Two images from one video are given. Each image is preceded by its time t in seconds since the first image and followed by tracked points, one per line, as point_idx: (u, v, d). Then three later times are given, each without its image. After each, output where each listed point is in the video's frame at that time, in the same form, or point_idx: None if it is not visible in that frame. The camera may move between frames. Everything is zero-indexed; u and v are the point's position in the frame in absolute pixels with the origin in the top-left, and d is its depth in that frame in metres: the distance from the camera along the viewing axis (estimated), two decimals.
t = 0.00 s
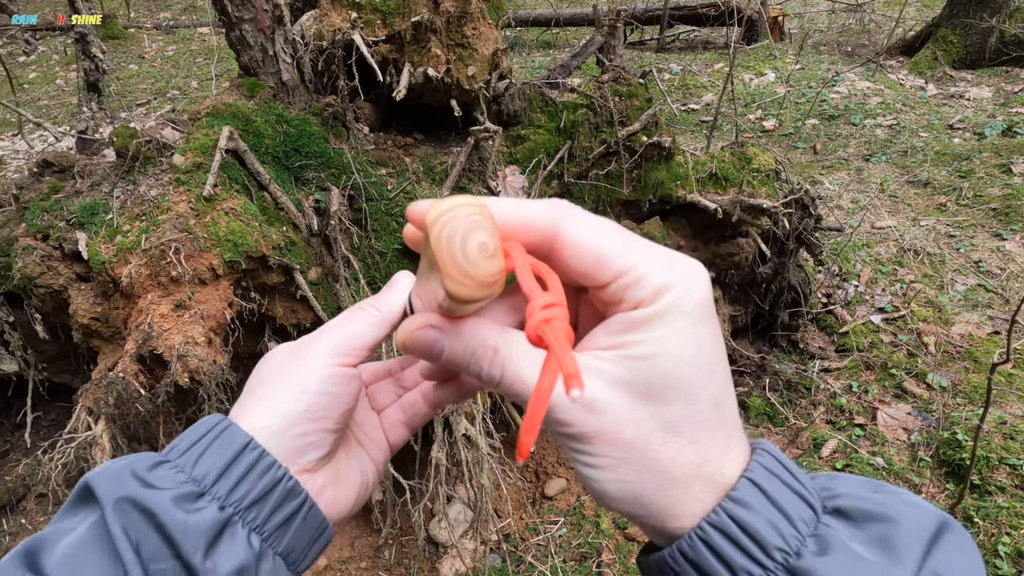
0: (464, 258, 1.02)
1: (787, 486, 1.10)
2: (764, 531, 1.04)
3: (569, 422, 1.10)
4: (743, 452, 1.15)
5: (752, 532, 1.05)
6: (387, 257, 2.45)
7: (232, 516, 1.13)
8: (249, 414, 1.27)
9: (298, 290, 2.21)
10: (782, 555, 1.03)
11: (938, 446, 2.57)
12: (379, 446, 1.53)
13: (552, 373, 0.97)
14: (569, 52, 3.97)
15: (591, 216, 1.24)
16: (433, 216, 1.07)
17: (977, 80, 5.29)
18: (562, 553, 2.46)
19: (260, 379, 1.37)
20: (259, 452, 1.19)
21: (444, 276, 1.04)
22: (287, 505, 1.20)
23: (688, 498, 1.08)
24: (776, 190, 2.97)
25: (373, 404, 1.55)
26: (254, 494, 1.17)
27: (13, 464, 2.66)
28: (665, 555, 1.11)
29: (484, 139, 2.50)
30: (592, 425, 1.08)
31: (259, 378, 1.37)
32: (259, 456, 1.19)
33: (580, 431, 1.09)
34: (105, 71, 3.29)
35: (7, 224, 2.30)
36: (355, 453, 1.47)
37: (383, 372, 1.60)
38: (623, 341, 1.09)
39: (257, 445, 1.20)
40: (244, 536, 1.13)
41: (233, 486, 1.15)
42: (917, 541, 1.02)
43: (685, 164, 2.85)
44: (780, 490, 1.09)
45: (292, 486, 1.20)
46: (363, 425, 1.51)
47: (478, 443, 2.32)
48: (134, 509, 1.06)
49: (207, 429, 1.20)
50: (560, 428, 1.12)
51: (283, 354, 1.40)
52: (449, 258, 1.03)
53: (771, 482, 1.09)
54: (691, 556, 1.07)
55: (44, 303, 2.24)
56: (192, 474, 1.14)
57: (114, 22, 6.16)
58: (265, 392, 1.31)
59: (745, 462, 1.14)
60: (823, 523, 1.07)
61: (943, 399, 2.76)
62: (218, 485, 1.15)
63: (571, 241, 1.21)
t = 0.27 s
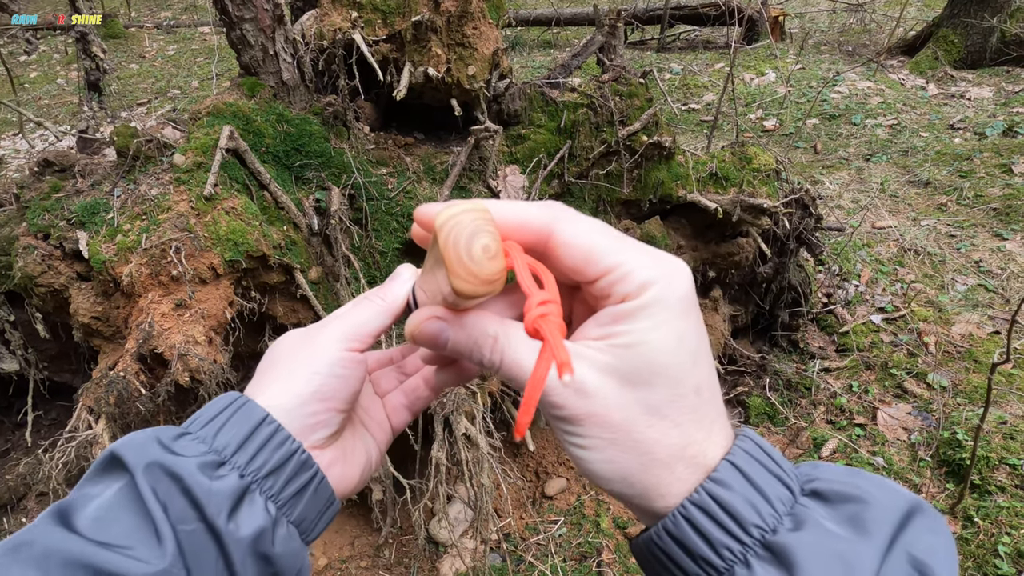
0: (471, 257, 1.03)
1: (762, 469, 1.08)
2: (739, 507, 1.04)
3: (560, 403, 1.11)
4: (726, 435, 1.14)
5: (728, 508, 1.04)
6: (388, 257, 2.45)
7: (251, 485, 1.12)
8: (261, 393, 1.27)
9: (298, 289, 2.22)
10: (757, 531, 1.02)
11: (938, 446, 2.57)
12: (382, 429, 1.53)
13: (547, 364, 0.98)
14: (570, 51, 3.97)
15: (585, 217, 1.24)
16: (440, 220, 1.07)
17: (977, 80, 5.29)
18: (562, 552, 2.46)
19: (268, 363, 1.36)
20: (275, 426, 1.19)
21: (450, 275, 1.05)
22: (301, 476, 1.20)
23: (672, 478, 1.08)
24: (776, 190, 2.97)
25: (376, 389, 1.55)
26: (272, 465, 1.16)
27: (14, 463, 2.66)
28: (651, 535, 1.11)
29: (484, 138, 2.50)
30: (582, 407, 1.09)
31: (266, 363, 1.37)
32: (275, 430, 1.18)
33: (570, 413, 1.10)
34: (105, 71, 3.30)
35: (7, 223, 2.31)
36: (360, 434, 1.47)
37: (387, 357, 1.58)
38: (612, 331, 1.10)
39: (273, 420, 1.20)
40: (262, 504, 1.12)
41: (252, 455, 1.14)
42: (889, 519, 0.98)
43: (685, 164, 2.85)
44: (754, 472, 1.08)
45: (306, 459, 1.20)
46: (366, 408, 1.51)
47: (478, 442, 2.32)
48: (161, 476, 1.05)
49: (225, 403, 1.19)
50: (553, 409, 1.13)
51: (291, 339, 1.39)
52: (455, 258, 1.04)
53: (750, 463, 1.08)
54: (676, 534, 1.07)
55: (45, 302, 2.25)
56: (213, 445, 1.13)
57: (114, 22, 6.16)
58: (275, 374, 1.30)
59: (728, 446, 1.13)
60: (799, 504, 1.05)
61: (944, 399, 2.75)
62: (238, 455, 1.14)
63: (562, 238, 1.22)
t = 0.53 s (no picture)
0: (473, 258, 1.03)
1: (750, 460, 1.08)
2: (728, 496, 1.04)
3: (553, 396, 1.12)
4: (716, 428, 1.15)
5: (718, 498, 1.04)
6: (389, 256, 2.44)
7: (257, 470, 1.13)
8: (264, 384, 1.27)
9: (300, 288, 2.22)
10: (745, 519, 1.02)
11: (940, 445, 2.57)
12: (382, 422, 1.53)
13: (544, 361, 0.98)
14: (571, 49, 3.97)
15: (579, 219, 1.25)
16: (443, 223, 1.08)
17: (980, 80, 5.28)
18: (563, 552, 2.46)
19: (270, 357, 1.37)
20: (281, 414, 1.20)
21: (452, 276, 1.05)
22: (305, 463, 1.20)
23: (663, 470, 1.09)
24: (778, 189, 2.97)
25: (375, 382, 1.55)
26: (277, 451, 1.17)
27: (16, 461, 2.66)
28: (644, 526, 1.11)
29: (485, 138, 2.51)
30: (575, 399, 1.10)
31: (268, 358, 1.37)
32: (281, 417, 1.19)
33: (564, 407, 1.11)
34: (107, 69, 3.30)
35: (9, 222, 2.31)
36: (360, 425, 1.47)
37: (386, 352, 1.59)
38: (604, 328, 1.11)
39: (278, 408, 1.20)
40: (268, 488, 1.13)
41: (258, 441, 1.15)
42: (875, 508, 0.98)
43: (687, 163, 2.85)
44: (741, 463, 1.07)
45: (309, 445, 1.21)
46: (366, 401, 1.51)
47: (479, 441, 2.32)
48: (172, 459, 1.05)
49: (230, 393, 1.20)
50: (547, 402, 1.14)
51: (292, 334, 1.40)
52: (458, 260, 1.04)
53: (740, 454, 1.08)
54: (668, 523, 1.07)
55: (47, 301, 2.25)
56: (220, 432, 1.13)
57: (116, 20, 6.16)
58: (277, 367, 1.31)
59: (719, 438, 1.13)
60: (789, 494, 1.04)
61: (945, 398, 2.75)
62: (245, 441, 1.14)
63: (556, 236, 1.22)
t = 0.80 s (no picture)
0: (619, 269, 1.01)
1: (786, 472, 1.06)
2: (766, 506, 1.02)
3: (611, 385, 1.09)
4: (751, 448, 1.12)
5: (756, 507, 1.02)
6: (392, 254, 2.42)
7: (252, 462, 1.07)
8: (246, 376, 1.20)
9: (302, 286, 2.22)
10: (781, 530, 1.00)
11: (943, 445, 2.56)
12: (357, 407, 1.49)
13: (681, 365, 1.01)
14: (574, 48, 3.96)
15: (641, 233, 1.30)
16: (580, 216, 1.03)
17: (983, 79, 5.27)
18: (565, 550, 2.46)
19: (244, 353, 1.29)
20: (271, 405, 1.14)
21: (592, 268, 1.00)
22: (301, 453, 1.15)
23: (712, 468, 1.06)
24: (781, 188, 2.97)
25: (343, 371, 1.50)
26: (272, 441, 1.11)
27: (20, 458, 2.67)
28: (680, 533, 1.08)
29: (488, 136, 2.51)
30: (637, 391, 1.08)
31: (239, 355, 1.30)
32: (271, 409, 1.13)
33: (621, 399, 1.08)
34: (111, 67, 3.31)
35: (13, 219, 2.32)
36: (341, 412, 1.42)
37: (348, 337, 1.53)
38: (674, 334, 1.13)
39: (268, 400, 1.15)
40: (264, 480, 1.07)
41: (252, 433, 1.09)
42: (907, 521, 0.98)
43: (690, 162, 2.85)
44: (779, 475, 1.05)
45: (303, 435, 1.15)
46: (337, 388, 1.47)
47: (482, 439, 2.32)
48: (162, 457, 0.99)
49: (217, 388, 1.14)
50: (602, 392, 1.11)
51: (259, 329, 1.33)
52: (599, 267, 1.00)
53: (778, 465, 1.07)
54: (703, 528, 1.05)
55: (51, 298, 2.25)
56: (211, 426, 1.07)
57: (119, 18, 6.18)
58: (256, 360, 1.24)
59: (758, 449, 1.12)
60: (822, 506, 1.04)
61: (948, 397, 2.75)
62: (237, 433, 1.08)
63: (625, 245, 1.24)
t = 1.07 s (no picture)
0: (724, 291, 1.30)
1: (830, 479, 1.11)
2: (805, 503, 1.08)
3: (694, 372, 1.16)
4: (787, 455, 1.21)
5: (796, 503, 1.08)
6: (394, 252, 2.44)
7: (232, 474, 1.08)
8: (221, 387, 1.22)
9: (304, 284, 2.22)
10: (819, 526, 1.06)
11: (945, 444, 2.56)
12: (331, 409, 1.52)
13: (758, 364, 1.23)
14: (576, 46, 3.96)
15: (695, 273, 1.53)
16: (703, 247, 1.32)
17: (986, 77, 5.26)
18: (566, 548, 2.46)
19: (214, 368, 1.30)
20: (249, 413, 1.16)
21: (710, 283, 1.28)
22: (281, 461, 1.16)
23: (770, 463, 1.15)
24: (783, 186, 2.97)
25: (317, 375, 1.53)
26: (252, 452, 1.13)
27: (23, 455, 2.68)
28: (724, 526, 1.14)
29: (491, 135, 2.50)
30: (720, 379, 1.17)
31: (210, 371, 1.31)
32: (249, 417, 1.15)
33: (706, 389, 1.16)
34: (113, 65, 3.31)
35: (16, 217, 2.32)
36: (319, 416, 1.45)
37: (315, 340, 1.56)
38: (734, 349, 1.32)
39: (246, 409, 1.17)
40: (245, 491, 1.08)
41: (230, 445, 1.11)
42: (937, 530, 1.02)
43: (692, 160, 2.85)
44: (822, 479, 1.11)
45: (283, 443, 1.17)
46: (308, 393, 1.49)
47: (484, 437, 2.33)
48: (139, 474, 1.00)
49: (192, 400, 1.15)
50: (681, 378, 1.17)
51: (226, 344, 1.34)
52: (704, 281, 1.29)
53: (817, 472, 1.13)
54: (746, 519, 1.11)
55: (54, 296, 2.26)
56: (188, 440, 1.08)
57: (121, 17, 6.19)
58: (230, 372, 1.26)
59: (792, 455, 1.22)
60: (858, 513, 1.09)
61: (951, 396, 2.74)
62: (215, 446, 1.09)
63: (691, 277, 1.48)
